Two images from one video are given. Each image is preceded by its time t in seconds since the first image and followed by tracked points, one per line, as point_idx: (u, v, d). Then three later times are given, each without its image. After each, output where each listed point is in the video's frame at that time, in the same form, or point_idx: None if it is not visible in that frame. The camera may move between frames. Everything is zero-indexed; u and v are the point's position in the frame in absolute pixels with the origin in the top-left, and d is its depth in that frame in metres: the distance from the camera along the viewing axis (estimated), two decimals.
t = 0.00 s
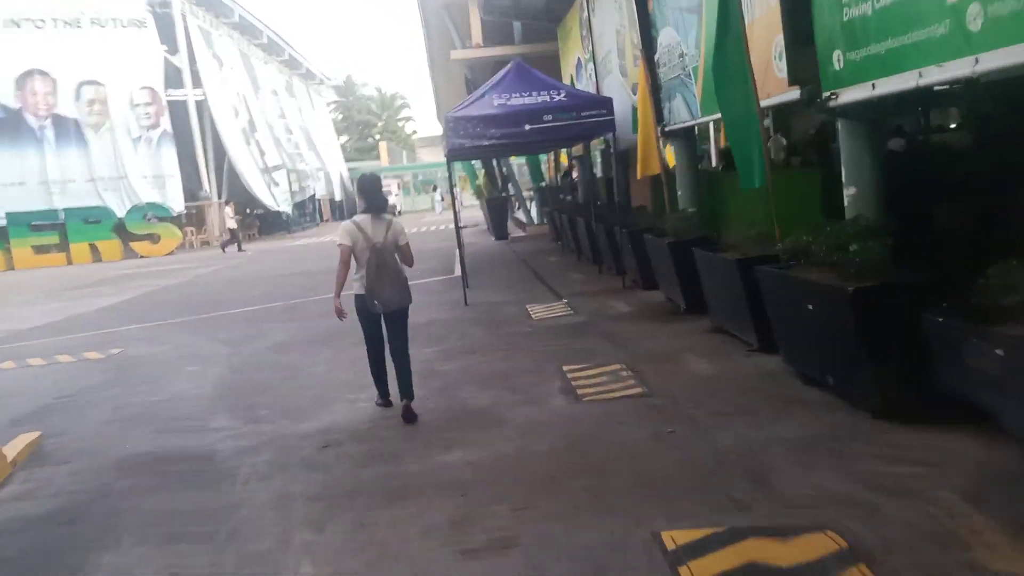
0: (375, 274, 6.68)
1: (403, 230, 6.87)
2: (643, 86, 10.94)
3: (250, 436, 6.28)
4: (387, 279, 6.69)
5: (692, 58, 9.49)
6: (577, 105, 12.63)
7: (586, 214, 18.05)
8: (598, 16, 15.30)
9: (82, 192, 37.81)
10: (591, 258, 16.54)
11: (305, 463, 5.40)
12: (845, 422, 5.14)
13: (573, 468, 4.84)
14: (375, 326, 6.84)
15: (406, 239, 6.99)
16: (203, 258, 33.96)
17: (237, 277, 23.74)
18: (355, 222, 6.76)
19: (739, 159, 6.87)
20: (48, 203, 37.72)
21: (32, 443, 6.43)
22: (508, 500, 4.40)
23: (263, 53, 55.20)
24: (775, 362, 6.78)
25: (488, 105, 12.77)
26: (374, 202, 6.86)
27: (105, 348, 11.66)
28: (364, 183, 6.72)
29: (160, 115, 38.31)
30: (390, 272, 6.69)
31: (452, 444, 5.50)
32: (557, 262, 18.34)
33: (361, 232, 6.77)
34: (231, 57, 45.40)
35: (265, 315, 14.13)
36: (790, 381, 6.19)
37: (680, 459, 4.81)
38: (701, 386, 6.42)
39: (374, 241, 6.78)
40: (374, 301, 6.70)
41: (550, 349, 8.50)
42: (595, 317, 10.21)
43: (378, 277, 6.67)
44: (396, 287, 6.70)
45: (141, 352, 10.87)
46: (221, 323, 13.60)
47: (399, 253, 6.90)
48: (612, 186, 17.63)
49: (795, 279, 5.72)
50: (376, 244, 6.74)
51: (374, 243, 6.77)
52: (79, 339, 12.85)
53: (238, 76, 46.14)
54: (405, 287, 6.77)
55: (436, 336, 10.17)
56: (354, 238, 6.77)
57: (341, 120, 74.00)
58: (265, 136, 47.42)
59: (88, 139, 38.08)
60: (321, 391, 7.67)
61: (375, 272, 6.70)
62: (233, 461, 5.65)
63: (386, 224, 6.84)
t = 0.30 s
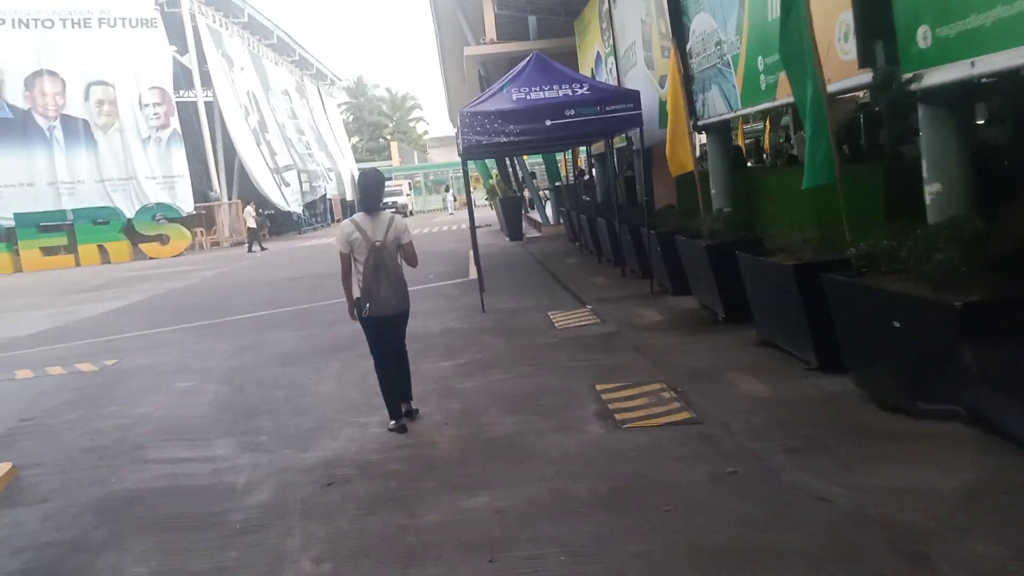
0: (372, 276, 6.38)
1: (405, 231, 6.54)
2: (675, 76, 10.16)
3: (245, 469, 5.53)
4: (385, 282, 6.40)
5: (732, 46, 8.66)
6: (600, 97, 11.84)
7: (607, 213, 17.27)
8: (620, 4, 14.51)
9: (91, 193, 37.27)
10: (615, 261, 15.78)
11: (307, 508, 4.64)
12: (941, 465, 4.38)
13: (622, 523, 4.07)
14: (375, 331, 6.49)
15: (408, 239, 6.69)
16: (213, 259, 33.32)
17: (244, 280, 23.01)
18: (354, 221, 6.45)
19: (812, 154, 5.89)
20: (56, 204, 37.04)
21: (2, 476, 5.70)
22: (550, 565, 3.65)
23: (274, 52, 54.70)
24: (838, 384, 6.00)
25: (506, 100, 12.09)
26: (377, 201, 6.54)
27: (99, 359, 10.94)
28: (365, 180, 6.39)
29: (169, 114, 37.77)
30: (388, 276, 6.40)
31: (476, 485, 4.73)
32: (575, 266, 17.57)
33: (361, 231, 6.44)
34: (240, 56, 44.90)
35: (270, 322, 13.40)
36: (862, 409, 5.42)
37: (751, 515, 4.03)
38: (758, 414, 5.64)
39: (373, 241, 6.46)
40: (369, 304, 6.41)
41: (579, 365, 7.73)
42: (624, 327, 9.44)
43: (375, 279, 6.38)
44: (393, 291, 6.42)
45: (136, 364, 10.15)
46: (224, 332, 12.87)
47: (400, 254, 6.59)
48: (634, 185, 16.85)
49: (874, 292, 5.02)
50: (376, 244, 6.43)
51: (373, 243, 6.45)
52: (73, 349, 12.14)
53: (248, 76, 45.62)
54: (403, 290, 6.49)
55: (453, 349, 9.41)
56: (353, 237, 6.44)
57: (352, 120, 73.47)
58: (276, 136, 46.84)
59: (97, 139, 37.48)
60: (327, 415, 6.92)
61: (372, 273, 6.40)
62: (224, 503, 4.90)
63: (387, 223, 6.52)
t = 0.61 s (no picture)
0: (369, 283, 6.08)
1: (408, 238, 6.25)
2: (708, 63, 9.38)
3: (235, 514, 4.78)
4: (383, 289, 6.06)
5: (775, 28, 7.86)
6: (622, 89, 11.13)
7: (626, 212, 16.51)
8: None
9: (96, 193, 36.70)
10: (636, 263, 15.07)
11: (303, 572, 3.89)
12: None
13: None
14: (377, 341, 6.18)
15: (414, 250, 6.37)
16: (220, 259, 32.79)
17: (250, 282, 22.37)
18: (355, 227, 6.25)
19: (874, 148, 5.32)
20: (62, 203, 36.47)
21: None
22: None
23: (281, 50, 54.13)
24: (914, 413, 5.23)
25: (523, 91, 11.35)
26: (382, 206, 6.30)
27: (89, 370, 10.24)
28: (369, 184, 6.19)
29: (175, 113, 37.15)
30: (386, 282, 6.07)
31: (503, 543, 3.98)
32: (593, 267, 16.80)
33: (362, 235, 6.22)
34: (248, 54, 44.32)
35: (273, 329, 12.70)
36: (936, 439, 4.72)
37: None
38: (824, 450, 4.86)
39: (374, 246, 6.19)
40: (367, 312, 6.10)
41: (609, 382, 6.97)
42: (655, 337, 8.67)
43: (372, 286, 6.07)
44: (390, 298, 6.07)
45: (128, 377, 9.44)
46: (224, 339, 12.16)
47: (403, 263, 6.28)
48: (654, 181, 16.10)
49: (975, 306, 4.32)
50: (376, 250, 6.15)
51: (374, 249, 6.18)
52: (64, 357, 11.44)
53: (256, 73, 45.04)
54: (404, 299, 6.12)
55: (469, 361, 8.67)
56: (354, 243, 6.22)
57: (361, 119, 72.85)
58: (283, 134, 46.22)
59: (102, 138, 36.92)
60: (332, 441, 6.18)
61: (371, 280, 6.09)
62: (205, 562, 4.15)
63: (390, 229, 6.24)
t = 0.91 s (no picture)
0: (388, 280, 5.79)
1: (420, 232, 6.01)
2: (751, 47, 8.63)
3: (230, 563, 4.10)
4: (403, 287, 5.79)
5: (831, 5, 7.11)
6: (652, 77, 10.41)
7: (650, 209, 15.76)
8: None
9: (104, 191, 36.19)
10: (662, 264, 14.32)
11: None
12: None
13: None
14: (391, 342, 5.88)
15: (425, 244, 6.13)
16: (229, 259, 32.22)
17: (259, 283, 21.72)
18: (365, 225, 5.93)
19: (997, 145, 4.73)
20: (70, 203, 35.93)
21: None
22: None
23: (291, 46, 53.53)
24: (1023, 449, 4.52)
25: (545, 80, 10.62)
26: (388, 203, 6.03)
27: (84, 379, 9.59)
28: (374, 178, 5.89)
29: (183, 109, 36.60)
30: (406, 278, 5.79)
31: None
32: (614, 267, 16.07)
33: (373, 234, 5.92)
34: (257, 50, 43.76)
35: (281, 333, 12.05)
36: None
37: None
38: (920, 495, 4.11)
39: (387, 243, 5.90)
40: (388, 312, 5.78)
41: (651, 399, 6.24)
42: (694, 346, 7.93)
43: (391, 283, 5.78)
44: (412, 294, 5.79)
45: (124, 388, 8.78)
46: (229, 344, 11.50)
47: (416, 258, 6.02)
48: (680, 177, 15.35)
49: None
50: (390, 246, 5.87)
51: (386, 246, 5.89)
52: (59, 364, 10.81)
53: (265, 70, 44.48)
54: (424, 296, 5.87)
55: (491, 373, 7.95)
56: (365, 241, 5.90)
57: (371, 117, 72.21)
58: (293, 131, 45.65)
59: (110, 136, 36.40)
60: (341, 467, 5.48)
61: (389, 278, 5.80)
62: None
63: (400, 224, 5.98)
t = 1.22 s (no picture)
0: (385, 284, 5.54)
1: (421, 230, 5.73)
2: (804, 30, 7.85)
3: None
4: (401, 290, 5.53)
5: None
6: (689, 66, 9.60)
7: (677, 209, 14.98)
8: None
9: (112, 190, 35.55)
10: (694, 269, 13.53)
11: None
12: None
13: None
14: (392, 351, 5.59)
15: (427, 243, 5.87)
16: (238, 259, 31.58)
17: (267, 285, 20.97)
18: (361, 226, 5.69)
19: None
20: (78, 203, 35.26)
21: None
22: None
23: (301, 43, 52.89)
24: None
25: (571, 71, 9.84)
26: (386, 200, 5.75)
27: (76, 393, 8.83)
28: (372, 175, 5.63)
29: (193, 108, 35.96)
30: (404, 282, 5.55)
31: None
32: (638, 271, 15.26)
33: (370, 234, 5.67)
34: (267, 48, 43.15)
35: (289, 342, 11.29)
36: None
37: None
38: None
39: (384, 243, 5.65)
40: (385, 317, 5.52)
41: (707, 430, 5.45)
42: (745, 364, 7.13)
43: (389, 287, 5.53)
44: (410, 299, 5.54)
45: (118, 407, 8.04)
46: (233, 354, 10.77)
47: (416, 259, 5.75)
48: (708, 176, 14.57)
49: None
50: (388, 247, 5.61)
51: (384, 246, 5.64)
52: (51, 374, 10.09)
53: (276, 68, 43.88)
54: (423, 299, 5.62)
55: (519, 394, 7.18)
56: (362, 242, 5.66)
57: (381, 116, 71.50)
58: (304, 130, 45.01)
59: (119, 135, 35.76)
60: (353, 513, 4.71)
61: (386, 281, 5.56)
62: None
63: (399, 223, 5.72)
